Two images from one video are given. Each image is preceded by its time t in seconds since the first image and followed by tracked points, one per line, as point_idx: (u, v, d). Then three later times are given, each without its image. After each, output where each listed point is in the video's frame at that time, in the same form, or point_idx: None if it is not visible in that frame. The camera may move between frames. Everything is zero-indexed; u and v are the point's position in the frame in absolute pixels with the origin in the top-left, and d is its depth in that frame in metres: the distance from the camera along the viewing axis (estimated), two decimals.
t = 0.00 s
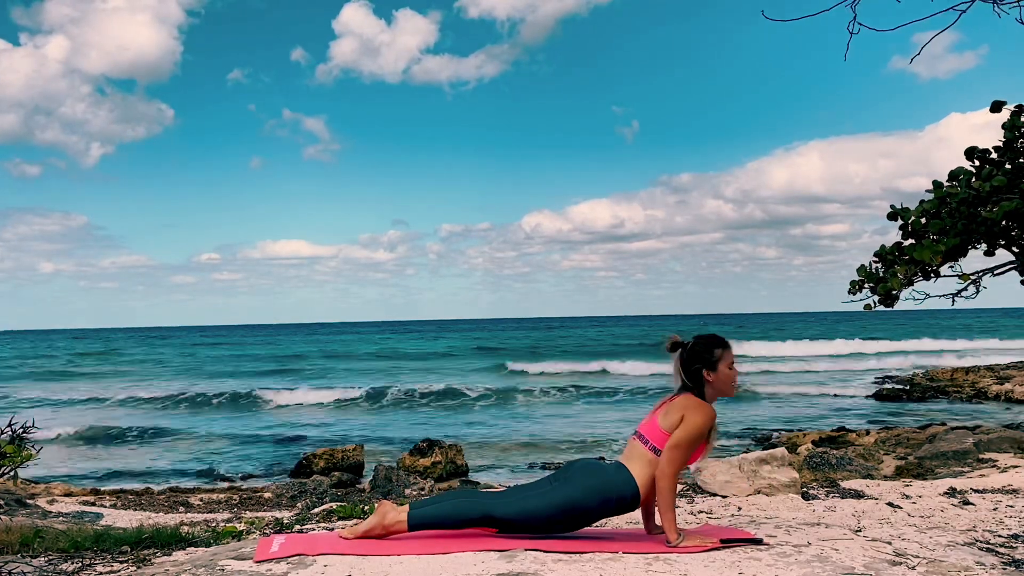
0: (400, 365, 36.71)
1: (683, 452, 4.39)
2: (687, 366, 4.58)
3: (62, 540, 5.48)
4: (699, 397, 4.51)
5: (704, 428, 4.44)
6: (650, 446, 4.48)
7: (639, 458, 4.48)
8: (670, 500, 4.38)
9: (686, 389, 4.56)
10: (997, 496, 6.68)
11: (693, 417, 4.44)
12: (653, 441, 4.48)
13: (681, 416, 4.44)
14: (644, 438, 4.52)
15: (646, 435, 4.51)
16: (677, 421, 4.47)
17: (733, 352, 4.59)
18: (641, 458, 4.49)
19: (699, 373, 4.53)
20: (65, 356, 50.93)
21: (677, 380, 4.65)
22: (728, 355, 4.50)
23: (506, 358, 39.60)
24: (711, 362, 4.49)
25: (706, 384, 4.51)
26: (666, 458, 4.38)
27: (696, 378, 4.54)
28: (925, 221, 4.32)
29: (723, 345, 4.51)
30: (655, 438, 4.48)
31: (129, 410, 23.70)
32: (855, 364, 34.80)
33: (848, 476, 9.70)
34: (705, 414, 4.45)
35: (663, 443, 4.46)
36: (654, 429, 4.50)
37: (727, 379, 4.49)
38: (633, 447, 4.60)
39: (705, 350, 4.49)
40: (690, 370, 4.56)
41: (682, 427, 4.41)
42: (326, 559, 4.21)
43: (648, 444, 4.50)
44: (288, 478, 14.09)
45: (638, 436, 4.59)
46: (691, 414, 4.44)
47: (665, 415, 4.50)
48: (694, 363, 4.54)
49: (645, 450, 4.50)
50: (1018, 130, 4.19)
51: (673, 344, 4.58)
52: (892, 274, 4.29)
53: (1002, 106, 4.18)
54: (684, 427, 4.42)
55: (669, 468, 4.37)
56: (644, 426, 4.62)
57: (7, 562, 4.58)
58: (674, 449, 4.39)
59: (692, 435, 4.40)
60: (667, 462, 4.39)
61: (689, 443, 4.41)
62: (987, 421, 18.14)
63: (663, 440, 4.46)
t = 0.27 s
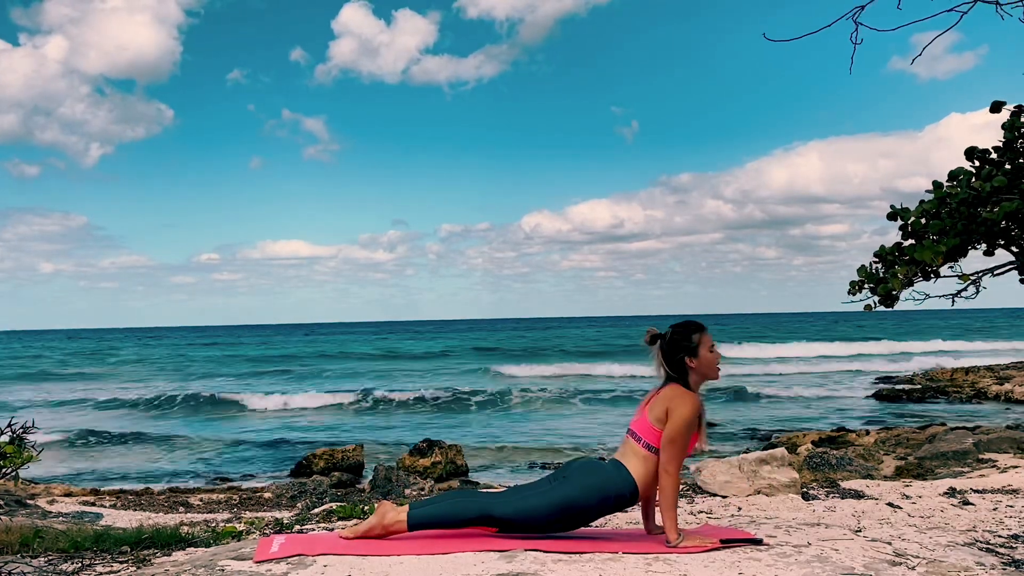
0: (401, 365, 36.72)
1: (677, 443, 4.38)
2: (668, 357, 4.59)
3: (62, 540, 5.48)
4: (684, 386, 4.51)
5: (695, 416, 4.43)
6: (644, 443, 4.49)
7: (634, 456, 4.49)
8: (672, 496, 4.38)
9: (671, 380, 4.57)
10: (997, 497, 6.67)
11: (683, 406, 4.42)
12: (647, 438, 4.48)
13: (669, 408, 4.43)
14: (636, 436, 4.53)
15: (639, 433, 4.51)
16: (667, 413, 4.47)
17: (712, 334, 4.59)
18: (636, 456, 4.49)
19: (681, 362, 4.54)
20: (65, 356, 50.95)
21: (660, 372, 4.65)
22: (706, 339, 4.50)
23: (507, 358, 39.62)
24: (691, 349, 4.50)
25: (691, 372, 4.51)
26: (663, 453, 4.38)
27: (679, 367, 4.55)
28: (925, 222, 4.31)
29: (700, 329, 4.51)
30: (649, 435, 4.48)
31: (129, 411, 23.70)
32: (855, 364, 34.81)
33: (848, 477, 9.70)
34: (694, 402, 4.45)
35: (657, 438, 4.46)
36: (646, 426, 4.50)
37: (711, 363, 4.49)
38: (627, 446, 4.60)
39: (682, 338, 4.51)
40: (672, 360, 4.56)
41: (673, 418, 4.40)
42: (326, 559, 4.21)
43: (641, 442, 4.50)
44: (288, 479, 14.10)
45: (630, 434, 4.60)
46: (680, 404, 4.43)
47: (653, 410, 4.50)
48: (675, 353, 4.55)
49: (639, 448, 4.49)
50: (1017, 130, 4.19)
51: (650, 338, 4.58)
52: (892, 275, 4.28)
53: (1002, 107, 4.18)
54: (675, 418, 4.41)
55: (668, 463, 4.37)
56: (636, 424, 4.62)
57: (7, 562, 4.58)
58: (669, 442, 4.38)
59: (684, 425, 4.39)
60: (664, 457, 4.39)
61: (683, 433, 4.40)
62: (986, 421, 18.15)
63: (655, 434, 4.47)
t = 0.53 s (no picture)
0: (401, 365, 36.74)
1: (674, 439, 4.37)
2: (652, 353, 4.59)
3: (62, 541, 5.47)
4: (673, 380, 4.50)
5: (687, 409, 4.43)
6: (640, 443, 4.48)
7: (632, 457, 4.48)
8: (675, 493, 4.39)
9: (658, 375, 4.56)
10: (997, 497, 6.67)
11: (675, 399, 4.41)
12: (643, 438, 4.47)
13: (660, 404, 4.42)
14: (631, 437, 4.52)
15: (634, 435, 4.50)
16: (658, 409, 4.46)
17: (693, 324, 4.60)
18: (634, 456, 4.48)
19: (667, 356, 4.54)
20: (65, 356, 50.99)
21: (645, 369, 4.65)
22: (688, 330, 4.51)
23: (507, 358, 39.63)
24: (674, 342, 4.50)
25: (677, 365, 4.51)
26: (662, 451, 4.38)
27: (665, 361, 4.55)
28: (925, 222, 4.32)
29: (682, 320, 4.52)
30: (645, 435, 4.47)
31: (129, 411, 23.70)
32: (855, 364, 34.80)
33: (848, 477, 9.69)
34: (685, 393, 4.45)
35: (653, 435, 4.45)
36: (640, 427, 4.49)
37: (696, 353, 4.50)
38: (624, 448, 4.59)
39: (665, 332, 4.51)
40: (657, 355, 4.56)
41: (667, 413, 4.39)
42: (326, 560, 4.21)
43: (638, 443, 4.49)
44: (288, 479, 14.09)
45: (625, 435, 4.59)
46: (671, 398, 4.42)
47: (646, 408, 4.49)
48: (659, 347, 4.56)
49: (636, 449, 4.48)
50: (1018, 130, 4.20)
51: (633, 336, 4.57)
52: (892, 274, 4.29)
53: (1002, 107, 4.18)
54: (668, 413, 4.40)
55: (667, 460, 4.37)
56: (630, 424, 4.61)
57: (7, 562, 4.58)
58: (666, 440, 4.38)
59: (679, 420, 4.38)
60: (663, 455, 4.39)
61: (678, 427, 4.39)
62: (986, 421, 18.15)
63: (651, 432, 4.46)
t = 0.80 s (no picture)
0: (401, 366, 36.75)
1: (671, 438, 4.37)
2: (640, 354, 4.60)
3: (62, 541, 5.47)
4: (664, 380, 4.51)
5: (681, 406, 4.44)
6: (638, 444, 4.48)
7: (631, 460, 4.47)
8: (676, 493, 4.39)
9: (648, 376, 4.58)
10: (997, 497, 6.66)
11: (668, 398, 4.41)
12: (640, 441, 4.47)
13: (654, 404, 4.42)
14: (628, 440, 4.53)
15: (632, 438, 4.50)
16: (653, 410, 4.46)
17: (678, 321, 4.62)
18: (633, 459, 4.48)
19: (656, 356, 4.55)
20: (65, 356, 51.00)
21: (634, 371, 4.67)
22: (674, 327, 4.52)
23: (507, 358, 39.63)
24: (662, 341, 4.52)
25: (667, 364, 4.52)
26: (660, 451, 4.38)
27: (655, 361, 4.57)
28: (924, 222, 4.32)
29: (668, 318, 4.54)
30: (642, 437, 4.47)
31: (128, 411, 23.67)
32: (855, 364, 34.79)
33: (848, 477, 9.69)
34: (677, 391, 4.46)
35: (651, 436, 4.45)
36: (637, 430, 4.49)
37: (684, 350, 4.52)
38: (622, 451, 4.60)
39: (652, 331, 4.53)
40: (646, 356, 4.58)
41: (662, 412, 4.39)
42: (326, 560, 4.21)
43: (636, 445, 4.49)
44: (287, 479, 14.08)
45: (623, 438, 4.60)
46: (663, 396, 4.42)
47: (640, 410, 4.49)
48: (647, 348, 4.57)
49: (635, 451, 4.48)
50: (1017, 131, 4.20)
51: (620, 339, 4.59)
52: (892, 275, 4.29)
53: (1002, 107, 4.18)
54: (663, 412, 4.40)
55: (667, 460, 4.37)
56: (626, 428, 4.61)
57: (7, 562, 4.59)
58: (662, 440, 4.38)
59: (674, 418, 4.39)
60: (662, 455, 4.39)
61: (675, 425, 4.39)
62: (986, 421, 18.15)
63: (648, 433, 4.45)
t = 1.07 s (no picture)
0: (401, 367, 36.77)
1: (671, 438, 4.37)
2: (634, 358, 4.61)
3: (62, 541, 5.47)
4: (660, 381, 4.51)
5: (679, 405, 4.44)
6: (637, 447, 4.47)
7: (632, 462, 4.47)
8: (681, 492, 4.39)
9: (644, 379, 4.58)
10: (997, 497, 6.66)
11: (665, 399, 4.41)
12: (640, 442, 4.47)
13: (651, 407, 4.42)
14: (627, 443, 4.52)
15: (632, 440, 4.50)
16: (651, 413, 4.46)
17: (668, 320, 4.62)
18: (633, 460, 4.48)
19: (650, 359, 4.55)
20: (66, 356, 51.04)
21: (629, 375, 4.66)
22: (664, 327, 4.53)
23: (507, 359, 39.65)
24: (654, 343, 4.52)
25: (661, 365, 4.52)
26: (661, 452, 4.38)
27: (649, 364, 4.56)
28: (925, 223, 4.32)
29: (659, 319, 4.55)
30: (641, 439, 4.47)
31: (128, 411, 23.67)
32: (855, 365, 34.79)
33: (848, 478, 9.69)
34: (674, 391, 4.45)
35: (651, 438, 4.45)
36: (637, 433, 4.48)
37: (677, 349, 4.53)
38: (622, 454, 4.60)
39: (645, 335, 4.53)
40: (639, 360, 4.58)
41: (659, 413, 4.39)
42: (326, 560, 4.21)
43: (635, 447, 4.49)
44: (287, 479, 14.09)
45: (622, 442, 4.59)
46: (660, 397, 4.42)
47: (638, 413, 4.49)
48: (640, 351, 4.57)
49: (635, 453, 4.48)
50: (1017, 131, 4.20)
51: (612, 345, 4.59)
52: (891, 275, 4.29)
53: (1002, 108, 4.18)
54: (662, 412, 4.39)
55: (668, 460, 4.37)
56: (625, 431, 4.61)
57: (7, 562, 4.59)
58: (663, 440, 4.38)
59: (672, 418, 4.38)
60: (663, 455, 4.39)
61: (674, 426, 4.39)
62: (986, 422, 18.16)
63: (646, 435, 4.46)
